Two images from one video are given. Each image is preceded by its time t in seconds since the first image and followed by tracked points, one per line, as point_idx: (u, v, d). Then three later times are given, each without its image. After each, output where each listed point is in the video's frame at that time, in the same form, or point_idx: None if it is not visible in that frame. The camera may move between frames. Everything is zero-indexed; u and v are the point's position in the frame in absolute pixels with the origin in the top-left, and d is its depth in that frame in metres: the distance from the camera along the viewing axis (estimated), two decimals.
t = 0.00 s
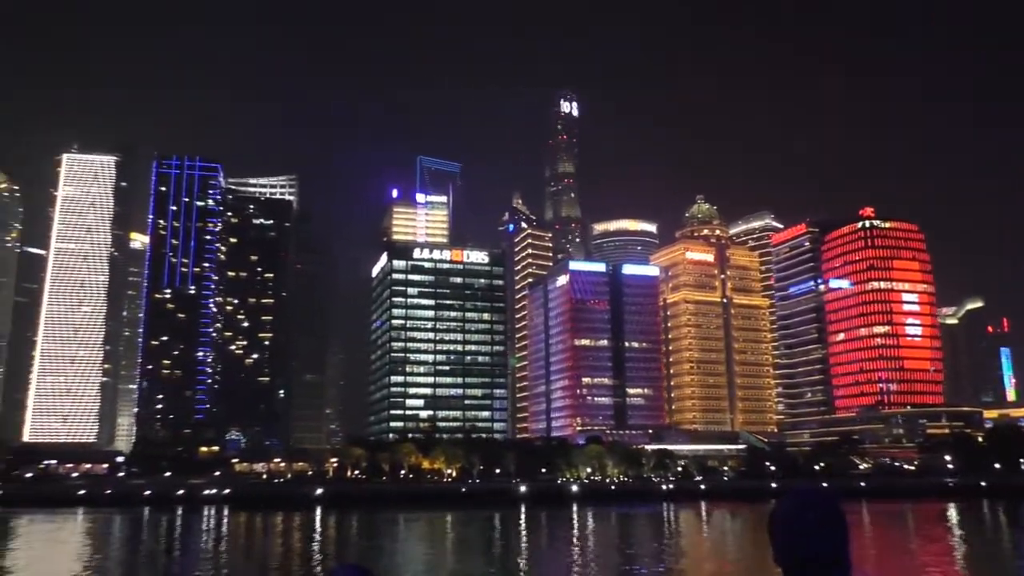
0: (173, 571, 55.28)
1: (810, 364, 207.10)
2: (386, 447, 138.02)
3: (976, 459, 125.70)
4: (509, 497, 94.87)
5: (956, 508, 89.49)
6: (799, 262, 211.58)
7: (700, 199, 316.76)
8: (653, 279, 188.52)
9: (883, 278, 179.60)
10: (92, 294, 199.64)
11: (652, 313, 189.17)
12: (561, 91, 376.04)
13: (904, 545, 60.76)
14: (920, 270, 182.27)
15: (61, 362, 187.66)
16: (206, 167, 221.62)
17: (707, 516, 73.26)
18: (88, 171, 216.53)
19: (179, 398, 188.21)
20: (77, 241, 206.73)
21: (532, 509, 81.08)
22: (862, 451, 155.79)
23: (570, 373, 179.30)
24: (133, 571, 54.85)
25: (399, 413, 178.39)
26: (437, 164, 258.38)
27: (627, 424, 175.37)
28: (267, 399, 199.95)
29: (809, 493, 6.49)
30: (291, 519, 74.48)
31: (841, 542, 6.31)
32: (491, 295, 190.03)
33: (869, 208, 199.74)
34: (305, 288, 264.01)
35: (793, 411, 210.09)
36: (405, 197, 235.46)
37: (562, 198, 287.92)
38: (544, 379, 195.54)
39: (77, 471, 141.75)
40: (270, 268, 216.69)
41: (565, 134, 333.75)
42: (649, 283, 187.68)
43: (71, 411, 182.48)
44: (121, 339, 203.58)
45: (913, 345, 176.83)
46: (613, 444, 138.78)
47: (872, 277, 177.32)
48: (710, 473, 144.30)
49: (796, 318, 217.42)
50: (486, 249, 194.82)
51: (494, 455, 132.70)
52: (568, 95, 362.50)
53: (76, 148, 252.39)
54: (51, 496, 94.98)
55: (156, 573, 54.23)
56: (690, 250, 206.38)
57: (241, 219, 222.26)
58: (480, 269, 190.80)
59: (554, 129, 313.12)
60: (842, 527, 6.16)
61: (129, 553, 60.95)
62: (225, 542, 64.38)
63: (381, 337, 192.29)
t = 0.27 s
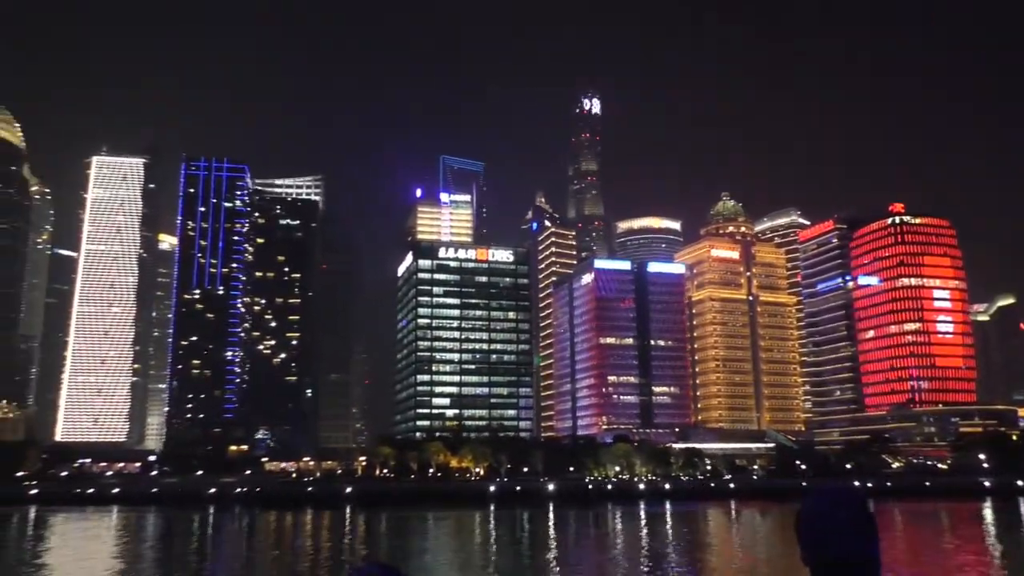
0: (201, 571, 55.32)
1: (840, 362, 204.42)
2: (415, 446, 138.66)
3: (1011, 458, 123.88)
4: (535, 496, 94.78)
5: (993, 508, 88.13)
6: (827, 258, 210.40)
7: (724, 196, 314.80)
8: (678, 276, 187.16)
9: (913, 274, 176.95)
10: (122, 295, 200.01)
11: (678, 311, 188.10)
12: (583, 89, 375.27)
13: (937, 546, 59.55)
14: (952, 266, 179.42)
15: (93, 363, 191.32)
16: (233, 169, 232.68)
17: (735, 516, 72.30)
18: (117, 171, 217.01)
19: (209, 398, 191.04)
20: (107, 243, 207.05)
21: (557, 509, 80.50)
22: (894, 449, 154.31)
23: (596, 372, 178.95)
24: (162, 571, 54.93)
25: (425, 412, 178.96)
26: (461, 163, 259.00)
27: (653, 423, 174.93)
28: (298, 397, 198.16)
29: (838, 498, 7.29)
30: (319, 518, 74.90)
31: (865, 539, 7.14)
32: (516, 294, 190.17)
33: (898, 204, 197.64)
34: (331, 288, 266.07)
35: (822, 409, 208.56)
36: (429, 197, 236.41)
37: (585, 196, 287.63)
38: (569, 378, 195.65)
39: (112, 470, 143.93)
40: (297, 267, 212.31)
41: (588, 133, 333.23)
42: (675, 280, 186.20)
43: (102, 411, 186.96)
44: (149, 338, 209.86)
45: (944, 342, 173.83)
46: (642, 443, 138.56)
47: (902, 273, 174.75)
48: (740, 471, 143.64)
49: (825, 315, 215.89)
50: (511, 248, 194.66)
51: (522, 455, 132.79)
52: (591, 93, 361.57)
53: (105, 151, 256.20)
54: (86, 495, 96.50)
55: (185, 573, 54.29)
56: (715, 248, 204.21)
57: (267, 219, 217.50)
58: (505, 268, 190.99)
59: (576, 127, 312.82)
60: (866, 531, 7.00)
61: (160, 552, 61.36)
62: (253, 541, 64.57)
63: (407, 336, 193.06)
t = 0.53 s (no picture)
0: (238, 569, 56.06)
1: (870, 358, 201.56)
2: (443, 445, 139.01)
3: None
4: (565, 493, 94.81)
5: None
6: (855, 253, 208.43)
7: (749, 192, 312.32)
8: (703, 273, 186.83)
9: (946, 268, 175.26)
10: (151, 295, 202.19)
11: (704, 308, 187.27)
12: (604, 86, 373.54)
13: (973, 544, 58.91)
14: (984, 260, 177.66)
15: (123, 365, 194.11)
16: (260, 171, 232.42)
17: (766, 512, 71.98)
18: (145, 174, 218.47)
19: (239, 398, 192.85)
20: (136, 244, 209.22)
21: (586, 507, 80.63)
22: (926, 445, 152.24)
23: (622, 369, 178.46)
24: (200, 569, 55.66)
25: (452, 410, 179.28)
26: (483, 162, 259.10)
27: (681, 420, 174.02)
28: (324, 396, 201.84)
29: (871, 493, 6.79)
30: (351, 516, 75.50)
31: (898, 537, 6.66)
32: (541, 291, 190.68)
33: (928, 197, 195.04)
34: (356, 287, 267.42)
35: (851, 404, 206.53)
36: (453, 196, 236.90)
37: (608, 193, 286.63)
38: (596, 375, 195.28)
39: (146, 469, 145.95)
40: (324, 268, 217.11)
41: (610, 130, 332.14)
42: (701, 277, 186.17)
43: (133, 412, 189.80)
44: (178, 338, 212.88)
45: (977, 337, 172.08)
46: (670, 441, 137.82)
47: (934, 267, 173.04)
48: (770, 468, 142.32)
49: (853, 310, 213.77)
50: (536, 246, 194.56)
51: (551, 452, 132.58)
52: (612, 90, 360.39)
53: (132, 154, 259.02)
54: (122, 494, 97.99)
55: (222, 571, 54.99)
56: (740, 244, 202.77)
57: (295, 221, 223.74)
58: (531, 266, 191.11)
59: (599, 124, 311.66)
60: (899, 526, 6.51)
61: (197, 550, 62.21)
62: (287, 539, 65.29)
63: (433, 335, 193.66)
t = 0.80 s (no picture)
0: (272, 565, 56.78)
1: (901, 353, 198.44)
2: (471, 442, 139.04)
3: None
4: (593, 490, 94.71)
5: None
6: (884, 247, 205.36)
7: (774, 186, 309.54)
8: (728, 268, 186.07)
9: (976, 261, 172.45)
10: (179, 294, 204.95)
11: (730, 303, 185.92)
12: (627, 81, 371.72)
13: (1011, 541, 57.79)
14: (1017, 251, 174.27)
15: (152, 365, 196.32)
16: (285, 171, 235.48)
17: (797, 509, 71.24)
18: (171, 174, 219.39)
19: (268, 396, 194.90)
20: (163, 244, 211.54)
21: (614, 504, 80.32)
22: (959, 441, 149.74)
23: (648, 366, 177.69)
24: (235, 566, 56.39)
25: (478, 407, 179.49)
26: (505, 159, 258.61)
27: (707, 416, 172.86)
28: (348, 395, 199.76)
29: (901, 487, 6.29)
30: (380, 513, 76.13)
31: (939, 537, 6.16)
32: (565, 288, 191.66)
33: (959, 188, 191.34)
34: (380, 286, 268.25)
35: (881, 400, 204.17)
36: (476, 194, 236.98)
37: (631, 189, 285.39)
38: (621, 372, 194.75)
39: (177, 468, 147.87)
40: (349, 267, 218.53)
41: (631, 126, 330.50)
42: (726, 272, 185.26)
43: (162, 412, 192.13)
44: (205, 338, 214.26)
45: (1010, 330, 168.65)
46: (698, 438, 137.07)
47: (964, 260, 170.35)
48: (800, 464, 140.88)
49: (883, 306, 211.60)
50: (561, 243, 194.18)
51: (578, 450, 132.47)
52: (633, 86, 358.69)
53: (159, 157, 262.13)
54: (152, 492, 99.27)
55: (257, 567, 55.75)
56: (765, 239, 201.49)
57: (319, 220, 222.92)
58: (555, 263, 191.05)
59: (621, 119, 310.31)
60: (936, 523, 6.03)
61: (230, 547, 63.01)
62: (317, 536, 66.01)
63: (458, 332, 193.92)
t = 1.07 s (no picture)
0: (303, 561, 57.41)
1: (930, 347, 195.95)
2: (497, 440, 139.25)
3: None
4: (621, 487, 94.34)
5: None
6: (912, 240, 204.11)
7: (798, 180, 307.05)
8: (753, 263, 184.49)
9: (1006, 254, 171.30)
10: (205, 294, 207.51)
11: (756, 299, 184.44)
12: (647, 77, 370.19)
13: None
14: None
15: (179, 365, 198.18)
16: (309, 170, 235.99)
17: (826, 505, 71.11)
18: (197, 175, 220.84)
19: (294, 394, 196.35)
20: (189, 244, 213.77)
21: (641, 500, 80.47)
22: (992, 437, 147.65)
23: (672, 362, 177.02)
24: (266, 561, 57.12)
25: (503, 404, 179.83)
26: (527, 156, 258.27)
27: (733, 412, 171.61)
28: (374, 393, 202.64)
29: (927, 480, 5.87)
30: (407, 510, 76.52)
31: (968, 533, 5.75)
32: (589, 285, 191.37)
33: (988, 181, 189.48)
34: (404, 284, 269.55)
35: (910, 396, 202.50)
36: (498, 191, 237.20)
37: (653, 184, 284.18)
38: (646, 368, 194.32)
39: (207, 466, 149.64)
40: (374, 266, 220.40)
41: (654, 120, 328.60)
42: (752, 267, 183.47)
43: (190, 411, 193.81)
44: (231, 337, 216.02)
45: None
46: (726, 434, 136.40)
47: (995, 252, 169.04)
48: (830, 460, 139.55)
49: (912, 300, 209.89)
50: (584, 239, 193.88)
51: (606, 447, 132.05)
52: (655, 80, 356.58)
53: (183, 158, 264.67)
54: (182, 489, 100.46)
55: (287, 564, 56.37)
56: (790, 233, 199.69)
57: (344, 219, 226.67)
58: (578, 259, 191.15)
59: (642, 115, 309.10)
60: (969, 520, 5.61)
61: (257, 544, 63.67)
62: (344, 533, 66.43)
63: (482, 330, 194.28)
